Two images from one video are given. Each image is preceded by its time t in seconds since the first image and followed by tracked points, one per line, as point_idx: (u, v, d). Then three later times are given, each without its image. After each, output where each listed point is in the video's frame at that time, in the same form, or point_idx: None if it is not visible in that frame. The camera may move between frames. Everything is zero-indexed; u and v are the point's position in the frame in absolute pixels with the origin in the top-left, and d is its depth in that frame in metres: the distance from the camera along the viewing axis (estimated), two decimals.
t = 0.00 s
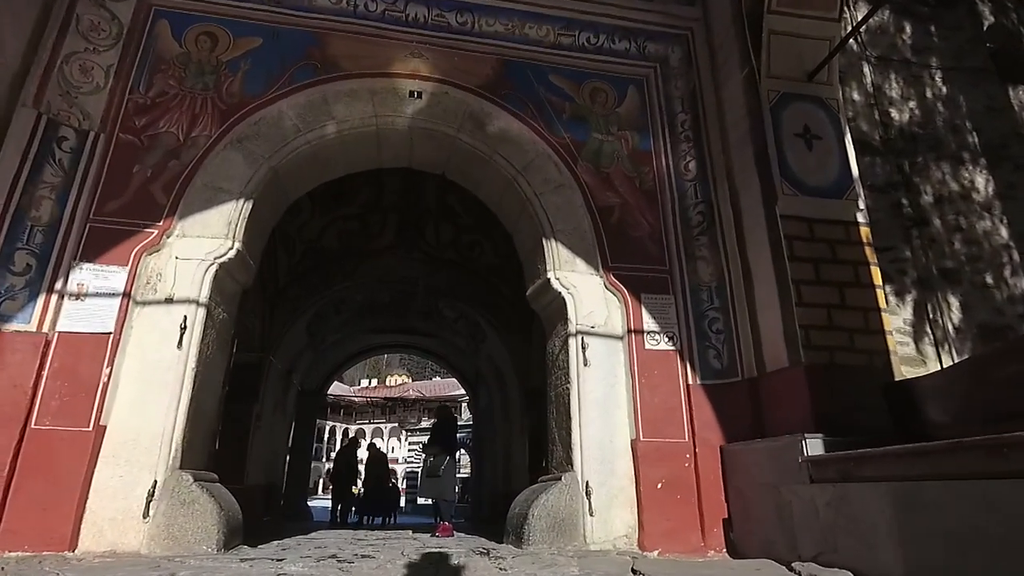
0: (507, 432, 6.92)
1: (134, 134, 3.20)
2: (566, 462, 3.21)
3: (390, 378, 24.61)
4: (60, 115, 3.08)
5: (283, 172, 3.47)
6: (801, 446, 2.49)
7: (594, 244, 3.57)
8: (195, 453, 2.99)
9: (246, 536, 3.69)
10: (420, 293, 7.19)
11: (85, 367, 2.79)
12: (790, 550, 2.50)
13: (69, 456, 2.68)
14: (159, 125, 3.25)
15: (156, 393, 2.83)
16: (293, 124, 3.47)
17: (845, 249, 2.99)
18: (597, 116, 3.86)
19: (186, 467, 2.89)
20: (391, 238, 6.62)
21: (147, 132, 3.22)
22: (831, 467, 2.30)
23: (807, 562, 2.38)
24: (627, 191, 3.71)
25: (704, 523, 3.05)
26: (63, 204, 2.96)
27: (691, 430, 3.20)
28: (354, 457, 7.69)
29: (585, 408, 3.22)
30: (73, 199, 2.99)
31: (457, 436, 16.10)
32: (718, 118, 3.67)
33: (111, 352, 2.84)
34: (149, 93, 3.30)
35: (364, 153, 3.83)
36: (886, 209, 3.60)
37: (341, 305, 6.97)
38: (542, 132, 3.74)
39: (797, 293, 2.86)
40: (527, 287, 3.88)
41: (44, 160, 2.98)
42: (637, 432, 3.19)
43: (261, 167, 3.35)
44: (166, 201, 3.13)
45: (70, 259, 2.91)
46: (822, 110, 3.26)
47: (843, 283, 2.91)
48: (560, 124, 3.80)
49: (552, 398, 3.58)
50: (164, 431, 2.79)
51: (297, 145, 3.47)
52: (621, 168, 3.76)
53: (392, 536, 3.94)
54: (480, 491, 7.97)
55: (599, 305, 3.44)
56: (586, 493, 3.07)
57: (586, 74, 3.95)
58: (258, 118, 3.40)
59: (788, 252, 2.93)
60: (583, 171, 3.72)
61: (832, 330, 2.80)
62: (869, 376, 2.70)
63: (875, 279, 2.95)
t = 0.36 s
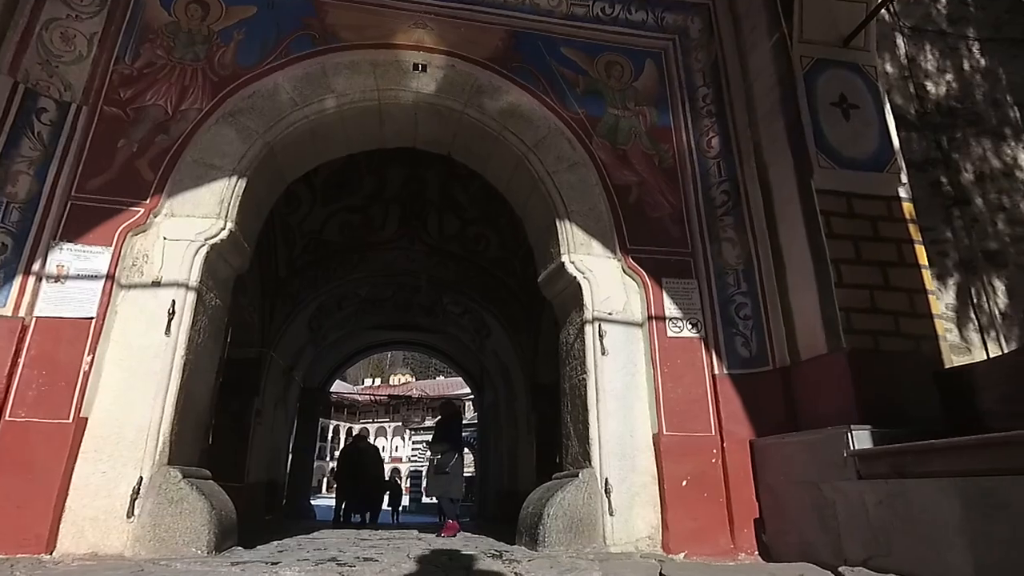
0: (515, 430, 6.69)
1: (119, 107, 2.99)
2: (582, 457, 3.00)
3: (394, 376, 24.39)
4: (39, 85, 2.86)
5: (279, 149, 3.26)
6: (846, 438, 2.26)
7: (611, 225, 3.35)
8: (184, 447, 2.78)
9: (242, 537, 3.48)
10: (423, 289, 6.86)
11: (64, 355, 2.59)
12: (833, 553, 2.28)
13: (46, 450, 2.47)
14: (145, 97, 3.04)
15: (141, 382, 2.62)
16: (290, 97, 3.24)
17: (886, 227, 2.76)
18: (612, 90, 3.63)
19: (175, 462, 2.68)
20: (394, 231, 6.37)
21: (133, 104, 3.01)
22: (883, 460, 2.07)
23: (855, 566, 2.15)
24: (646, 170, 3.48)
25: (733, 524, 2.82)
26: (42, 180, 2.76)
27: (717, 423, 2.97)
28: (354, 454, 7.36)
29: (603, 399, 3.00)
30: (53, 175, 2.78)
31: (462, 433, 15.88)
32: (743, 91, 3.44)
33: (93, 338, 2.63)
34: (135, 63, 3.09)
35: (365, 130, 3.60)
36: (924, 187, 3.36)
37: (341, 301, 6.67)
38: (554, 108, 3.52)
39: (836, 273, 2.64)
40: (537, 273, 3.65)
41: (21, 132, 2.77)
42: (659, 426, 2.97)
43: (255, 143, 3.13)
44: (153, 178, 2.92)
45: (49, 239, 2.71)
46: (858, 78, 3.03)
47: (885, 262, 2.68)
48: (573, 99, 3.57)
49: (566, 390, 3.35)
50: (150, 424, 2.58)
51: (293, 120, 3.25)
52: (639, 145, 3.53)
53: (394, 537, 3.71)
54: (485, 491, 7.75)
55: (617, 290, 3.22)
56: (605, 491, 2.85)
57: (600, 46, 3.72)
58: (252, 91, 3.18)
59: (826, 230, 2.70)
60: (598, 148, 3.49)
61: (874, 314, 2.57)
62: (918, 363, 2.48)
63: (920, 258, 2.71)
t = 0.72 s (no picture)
0: (526, 423, 6.44)
1: (109, 69, 2.80)
2: (606, 444, 2.76)
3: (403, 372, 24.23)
4: (23, 44, 2.68)
5: (278, 115, 3.04)
6: (911, 419, 2.03)
7: (635, 195, 3.10)
8: (179, 432, 2.58)
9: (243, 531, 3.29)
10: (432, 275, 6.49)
11: (47, 331, 2.40)
12: (896, 547, 2.04)
13: (27, 434, 2.28)
14: (136, 59, 2.85)
15: (130, 360, 2.43)
16: (290, 60, 3.04)
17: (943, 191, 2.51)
18: (634, 53, 3.38)
19: (169, 447, 2.48)
20: (400, 217, 6.03)
21: (124, 66, 2.82)
22: (957, 443, 1.84)
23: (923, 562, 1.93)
24: (673, 137, 3.24)
25: (773, 517, 2.59)
26: (25, 144, 2.57)
27: (754, 407, 2.73)
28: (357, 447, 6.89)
29: (629, 381, 2.75)
30: (37, 139, 2.60)
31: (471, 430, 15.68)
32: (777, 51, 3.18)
33: (78, 313, 2.44)
34: (126, 23, 2.90)
35: (370, 97, 3.38)
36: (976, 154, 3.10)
37: (348, 289, 6.37)
38: (573, 72, 3.28)
39: (891, 240, 2.41)
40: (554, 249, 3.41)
41: (2, 93, 2.58)
42: (691, 410, 2.73)
43: (253, 107, 2.92)
44: (144, 143, 2.72)
45: (32, 207, 2.52)
46: (908, 30, 2.80)
47: (944, 228, 2.44)
48: (593, 62, 3.33)
49: (587, 373, 3.12)
50: (140, 406, 2.38)
51: (294, 84, 3.04)
52: (663, 111, 3.29)
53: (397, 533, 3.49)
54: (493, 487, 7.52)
55: (643, 264, 2.97)
56: (632, 480, 2.61)
57: (621, 7, 3.47)
58: (250, 53, 2.98)
59: (880, 195, 2.48)
60: (620, 114, 3.25)
61: (934, 285, 2.33)
62: (984, 336, 2.25)
63: (983, 225, 2.46)
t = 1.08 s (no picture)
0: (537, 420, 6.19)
1: (89, 32, 2.61)
2: (632, 439, 2.52)
3: (410, 370, 24.04)
4: None
5: (274, 84, 2.82)
6: (989, 409, 1.83)
7: (662, 169, 2.85)
8: (168, 426, 2.37)
9: (241, 534, 3.08)
10: (440, 268, 6.17)
11: (19, 315, 2.18)
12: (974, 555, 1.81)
13: None
14: (119, 22, 2.65)
15: (110, 347, 2.22)
16: (286, 24, 2.81)
17: (1007, 156, 2.28)
18: (658, 17, 3.12)
19: (155, 442, 2.26)
20: (406, 210, 5.73)
21: (105, 29, 2.62)
22: None
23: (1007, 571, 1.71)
24: (703, 107, 2.98)
25: (820, 519, 2.34)
26: None
27: (796, 398, 2.49)
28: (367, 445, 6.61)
29: (656, 370, 2.51)
30: (10, 105, 2.39)
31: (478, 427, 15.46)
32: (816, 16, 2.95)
33: (53, 295, 2.22)
34: None
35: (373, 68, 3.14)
36: None
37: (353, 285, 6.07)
38: (593, 38, 3.03)
39: (954, 208, 2.18)
40: (572, 230, 3.16)
41: None
42: (726, 401, 2.48)
43: (247, 74, 2.70)
44: (127, 113, 2.51)
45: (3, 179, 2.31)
46: None
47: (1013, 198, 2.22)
48: (615, 27, 3.08)
49: (608, 362, 2.87)
50: (120, 397, 2.17)
51: (291, 50, 2.81)
52: (690, 79, 3.03)
53: (406, 535, 3.25)
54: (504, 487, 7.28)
55: (670, 243, 2.72)
56: (662, 479, 2.37)
57: None
58: (242, 16, 2.76)
59: (940, 159, 2.25)
60: (643, 82, 3.00)
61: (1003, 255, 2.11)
62: None
63: None
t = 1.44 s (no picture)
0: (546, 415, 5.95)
1: None
2: (656, 428, 2.29)
3: (413, 368, 23.78)
4: None
5: (262, 44, 2.58)
6: None
7: (685, 134, 2.62)
8: (144, 416, 2.14)
9: (234, 537, 2.84)
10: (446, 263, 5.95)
11: None
12: None
13: None
14: None
15: (76, 326, 1.99)
16: None
17: None
18: None
19: (128, 434, 2.03)
20: (411, 196, 5.38)
21: None
22: None
23: None
24: (729, 69, 2.75)
25: (867, 515, 2.11)
26: None
27: (837, 381, 2.25)
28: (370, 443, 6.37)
29: (682, 352, 2.27)
30: None
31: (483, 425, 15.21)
32: None
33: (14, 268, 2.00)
34: None
35: (369, 28, 2.84)
36: None
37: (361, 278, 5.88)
38: None
39: (1019, 161, 2.08)
40: (586, 204, 2.92)
41: None
42: (760, 385, 2.25)
43: (231, 31, 2.46)
44: (98, 70, 2.30)
45: None
46: None
47: None
48: None
49: (628, 346, 2.64)
50: (87, 382, 1.94)
51: (280, 7, 2.56)
52: (713, 39, 2.80)
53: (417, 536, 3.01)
54: (511, 484, 7.03)
55: (694, 214, 2.49)
56: (691, 472, 2.14)
57: None
58: None
59: (1000, 112, 2.16)
60: (663, 43, 2.76)
61: None
62: None
63: None
